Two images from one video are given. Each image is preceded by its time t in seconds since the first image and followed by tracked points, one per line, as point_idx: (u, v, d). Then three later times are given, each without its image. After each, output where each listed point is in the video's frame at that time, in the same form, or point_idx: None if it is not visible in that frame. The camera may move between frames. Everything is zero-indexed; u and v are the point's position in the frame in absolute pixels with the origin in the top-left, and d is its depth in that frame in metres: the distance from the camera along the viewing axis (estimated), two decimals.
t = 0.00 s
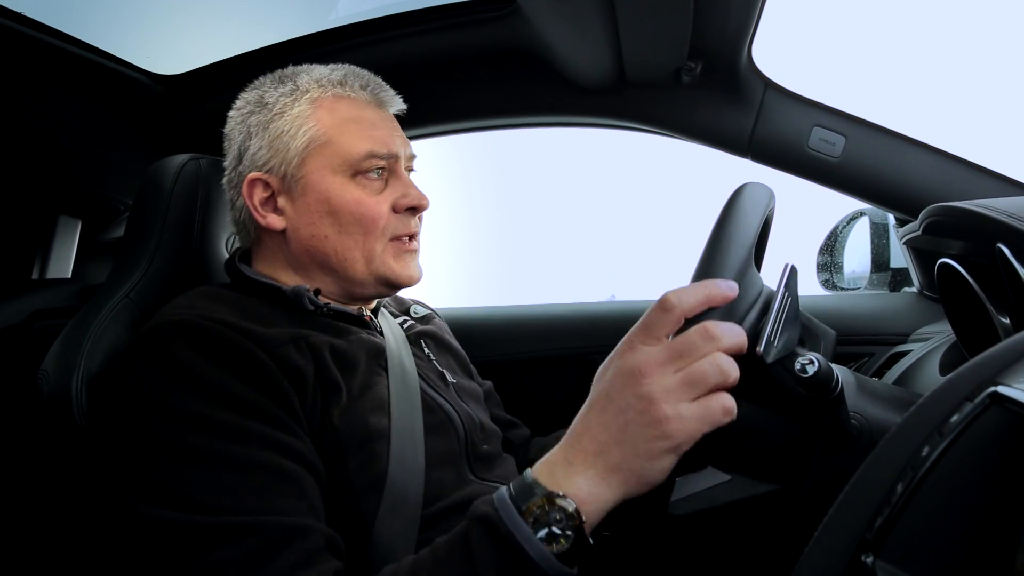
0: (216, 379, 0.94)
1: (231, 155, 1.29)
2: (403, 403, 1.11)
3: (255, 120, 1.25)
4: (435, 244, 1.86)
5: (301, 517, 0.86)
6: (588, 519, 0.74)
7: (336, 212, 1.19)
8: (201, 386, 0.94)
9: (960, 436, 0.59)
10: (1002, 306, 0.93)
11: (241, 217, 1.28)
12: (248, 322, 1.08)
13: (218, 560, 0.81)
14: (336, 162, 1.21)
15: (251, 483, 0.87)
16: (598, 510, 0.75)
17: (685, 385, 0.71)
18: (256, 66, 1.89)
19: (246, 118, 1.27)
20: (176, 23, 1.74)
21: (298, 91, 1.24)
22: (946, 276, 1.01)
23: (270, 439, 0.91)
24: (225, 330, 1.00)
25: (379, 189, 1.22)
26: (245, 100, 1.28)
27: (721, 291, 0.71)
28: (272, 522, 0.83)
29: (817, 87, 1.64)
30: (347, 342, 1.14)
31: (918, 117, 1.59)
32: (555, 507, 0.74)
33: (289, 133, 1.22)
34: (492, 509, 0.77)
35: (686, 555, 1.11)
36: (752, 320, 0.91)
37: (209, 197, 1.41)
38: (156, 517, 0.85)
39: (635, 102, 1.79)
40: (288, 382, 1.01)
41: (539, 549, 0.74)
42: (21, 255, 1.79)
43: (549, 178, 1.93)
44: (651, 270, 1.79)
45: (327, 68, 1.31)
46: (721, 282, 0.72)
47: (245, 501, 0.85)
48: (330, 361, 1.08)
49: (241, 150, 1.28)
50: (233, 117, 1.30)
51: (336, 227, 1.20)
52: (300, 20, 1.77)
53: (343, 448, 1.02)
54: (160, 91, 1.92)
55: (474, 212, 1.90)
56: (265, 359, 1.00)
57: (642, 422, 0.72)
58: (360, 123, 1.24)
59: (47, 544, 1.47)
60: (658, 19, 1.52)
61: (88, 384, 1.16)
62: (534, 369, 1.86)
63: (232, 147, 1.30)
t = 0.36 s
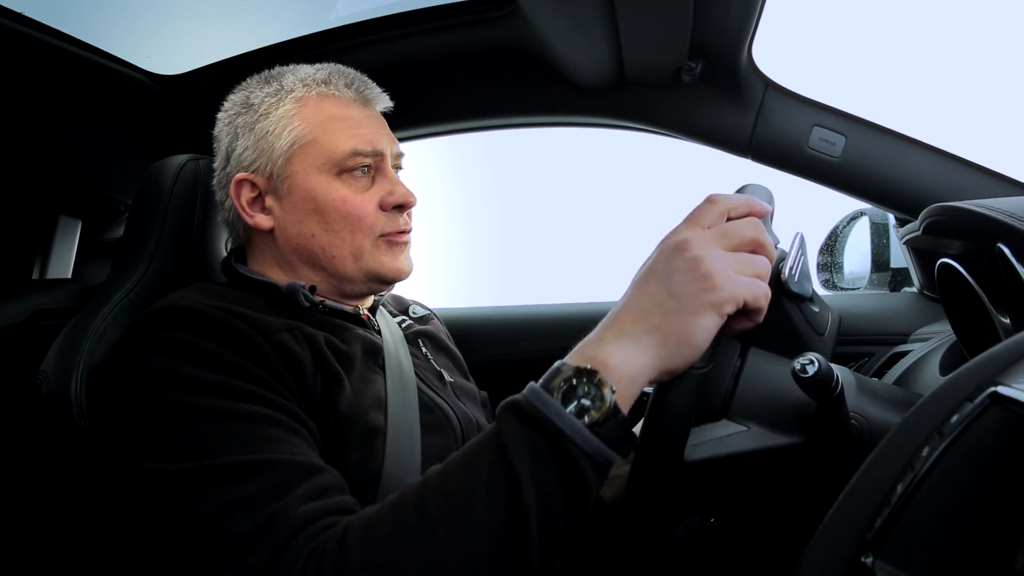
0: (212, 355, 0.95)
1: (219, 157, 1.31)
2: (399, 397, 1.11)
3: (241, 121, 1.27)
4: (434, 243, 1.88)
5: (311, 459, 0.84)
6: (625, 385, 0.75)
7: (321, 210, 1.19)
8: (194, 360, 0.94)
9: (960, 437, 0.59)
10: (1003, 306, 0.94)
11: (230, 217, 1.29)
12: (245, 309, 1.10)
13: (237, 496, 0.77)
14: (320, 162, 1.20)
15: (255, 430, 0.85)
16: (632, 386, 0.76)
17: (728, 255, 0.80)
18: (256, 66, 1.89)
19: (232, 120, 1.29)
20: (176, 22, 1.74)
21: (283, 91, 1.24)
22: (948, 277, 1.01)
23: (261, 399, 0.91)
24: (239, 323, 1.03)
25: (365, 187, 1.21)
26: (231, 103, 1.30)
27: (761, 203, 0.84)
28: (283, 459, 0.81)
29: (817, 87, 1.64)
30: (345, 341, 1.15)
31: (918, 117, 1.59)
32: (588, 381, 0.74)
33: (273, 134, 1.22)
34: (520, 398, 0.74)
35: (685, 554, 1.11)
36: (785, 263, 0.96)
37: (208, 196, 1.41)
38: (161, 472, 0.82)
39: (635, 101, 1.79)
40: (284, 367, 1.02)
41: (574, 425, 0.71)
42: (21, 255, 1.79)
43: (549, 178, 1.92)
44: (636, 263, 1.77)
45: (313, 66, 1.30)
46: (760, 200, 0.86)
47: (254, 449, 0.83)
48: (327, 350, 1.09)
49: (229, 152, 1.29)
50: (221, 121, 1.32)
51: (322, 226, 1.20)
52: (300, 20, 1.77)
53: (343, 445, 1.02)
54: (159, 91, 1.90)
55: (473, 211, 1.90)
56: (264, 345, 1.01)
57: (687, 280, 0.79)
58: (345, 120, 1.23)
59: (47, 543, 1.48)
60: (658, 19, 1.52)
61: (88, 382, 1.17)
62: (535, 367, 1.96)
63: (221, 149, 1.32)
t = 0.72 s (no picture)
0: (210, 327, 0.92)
1: (216, 158, 1.33)
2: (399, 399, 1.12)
3: (236, 123, 1.28)
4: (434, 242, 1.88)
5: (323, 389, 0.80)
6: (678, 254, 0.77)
7: (314, 210, 1.19)
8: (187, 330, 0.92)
9: (959, 438, 0.59)
10: (1002, 306, 0.94)
11: (229, 218, 1.30)
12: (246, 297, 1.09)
13: (252, 421, 0.72)
14: (313, 161, 1.19)
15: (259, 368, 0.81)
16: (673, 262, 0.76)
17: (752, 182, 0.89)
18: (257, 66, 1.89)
19: (228, 122, 1.30)
20: (176, 23, 1.74)
21: (276, 92, 1.24)
22: (948, 277, 1.01)
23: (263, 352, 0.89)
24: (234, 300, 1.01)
25: (359, 186, 1.20)
26: (227, 105, 1.31)
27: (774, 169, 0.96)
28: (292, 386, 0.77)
29: (817, 87, 1.64)
30: (345, 341, 1.15)
31: (918, 117, 1.59)
32: (635, 249, 0.73)
33: (267, 135, 1.23)
34: (577, 273, 0.71)
35: (684, 554, 1.11)
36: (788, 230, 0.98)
37: (206, 198, 1.41)
38: (168, 419, 0.78)
39: (635, 101, 1.79)
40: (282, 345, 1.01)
41: (629, 287, 0.69)
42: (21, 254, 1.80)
43: (549, 177, 1.93)
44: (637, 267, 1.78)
45: (309, 67, 1.30)
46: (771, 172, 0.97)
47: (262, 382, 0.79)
48: (331, 351, 1.08)
49: (226, 153, 1.31)
50: (218, 122, 1.33)
51: (315, 225, 1.20)
52: (300, 20, 1.77)
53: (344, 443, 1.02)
54: (160, 91, 1.92)
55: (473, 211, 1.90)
56: (265, 322, 1.00)
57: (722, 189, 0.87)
58: (338, 120, 1.21)
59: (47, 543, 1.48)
60: (658, 19, 1.52)
61: (88, 381, 1.16)
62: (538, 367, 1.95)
63: (218, 150, 1.33)
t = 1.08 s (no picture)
0: (212, 322, 0.92)
1: (221, 162, 1.34)
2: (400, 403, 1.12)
3: (237, 127, 1.29)
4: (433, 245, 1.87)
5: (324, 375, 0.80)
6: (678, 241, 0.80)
7: (309, 212, 1.19)
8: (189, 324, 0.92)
9: (957, 444, 0.59)
10: (1001, 313, 0.94)
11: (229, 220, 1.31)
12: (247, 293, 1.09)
13: (257, 407, 0.72)
14: (309, 164, 1.20)
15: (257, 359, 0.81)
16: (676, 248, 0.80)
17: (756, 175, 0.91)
18: (257, 68, 1.89)
19: (230, 127, 1.31)
20: (176, 24, 1.73)
21: (276, 96, 1.25)
22: (946, 284, 1.01)
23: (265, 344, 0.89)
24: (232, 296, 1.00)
25: (355, 189, 1.20)
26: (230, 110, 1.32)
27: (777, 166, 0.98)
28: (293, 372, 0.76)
29: (816, 93, 1.65)
30: (346, 342, 1.15)
31: (917, 124, 1.59)
32: (638, 231, 0.76)
33: (265, 138, 1.23)
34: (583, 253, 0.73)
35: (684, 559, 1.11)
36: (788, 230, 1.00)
37: (206, 200, 1.41)
38: (171, 410, 0.78)
39: (635, 106, 1.79)
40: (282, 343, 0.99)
41: (634, 266, 0.71)
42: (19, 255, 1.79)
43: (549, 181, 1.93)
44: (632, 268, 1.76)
45: (310, 73, 1.30)
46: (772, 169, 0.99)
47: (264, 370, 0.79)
48: (330, 350, 1.07)
49: (227, 158, 1.32)
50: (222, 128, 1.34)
51: (310, 228, 1.20)
52: (301, 23, 1.77)
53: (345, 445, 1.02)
54: (160, 92, 1.92)
55: (473, 212, 1.90)
56: (260, 311, 1.00)
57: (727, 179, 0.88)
58: (335, 123, 1.22)
59: (43, 544, 1.47)
60: (658, 25, 1.52)
61: (85, 383, 1.16)
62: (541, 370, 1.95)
63: (221, 156, 1.34)
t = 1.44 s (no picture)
0: (212, 359, 0.92)
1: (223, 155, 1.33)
2: (402, 403, 1.11)
3: (243, 120, 1.28)
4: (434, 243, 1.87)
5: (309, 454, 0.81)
6: (622, 387, 0.68)
7: (316, 209, 1.20)
8: (196, 357, 0.92)
9: (958, 440, 0.59)
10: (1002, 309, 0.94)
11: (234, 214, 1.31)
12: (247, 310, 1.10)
13: (235, 494, 0.72)
14: (316, 161, 1.21)
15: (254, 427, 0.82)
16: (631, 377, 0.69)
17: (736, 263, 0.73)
18: (257, 67, 1.89)
19: (237, 119, 1.30)
20: (175, 23, 1.73)
21: (284, 91, 1.25)
22: (948, 281, 1.01)
23: (265, 397, 0.89)
24: (239, 321, 1.01)
25: (361, 187, 1.21)
26: (237, 103, 1.31)
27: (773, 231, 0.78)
28: (281, 455, 0.77)
29: (816, 90, 1.64)
30: (348, 344, 1.15)
31: (917, 120, 1.59)
32: (587, 372, 0.68)
33: (272, 133, 1.23)
34: (518, 391, 0.67)
35: (685, 558, 1.10)
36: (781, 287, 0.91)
37: (207, 198, 1.41)
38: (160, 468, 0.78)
39: (635, 104, 1.79)
40: (282, 365, 1.02)
41: (580, 417, 0.65)
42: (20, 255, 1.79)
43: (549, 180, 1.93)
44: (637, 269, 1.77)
45: (317, 69, 1.31)
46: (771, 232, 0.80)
47: (255, 444, 0.79)
48: (328, 356, 1.09)
49: (232, 151, 1.31)
50: (228, 119, 1.33)
51: (316, 225, 1.20)
52: (300, 22, 1.77)
53: (343, 448, 1.02)
54: (160, 91, 1.92)
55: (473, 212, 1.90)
56: (265, 343, 1.01)
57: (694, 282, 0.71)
58: (344, 121, 1.23)
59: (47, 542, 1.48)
60: (658, 22, 1.52)
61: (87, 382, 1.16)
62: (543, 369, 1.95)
63: (226, 148, 1.33)
